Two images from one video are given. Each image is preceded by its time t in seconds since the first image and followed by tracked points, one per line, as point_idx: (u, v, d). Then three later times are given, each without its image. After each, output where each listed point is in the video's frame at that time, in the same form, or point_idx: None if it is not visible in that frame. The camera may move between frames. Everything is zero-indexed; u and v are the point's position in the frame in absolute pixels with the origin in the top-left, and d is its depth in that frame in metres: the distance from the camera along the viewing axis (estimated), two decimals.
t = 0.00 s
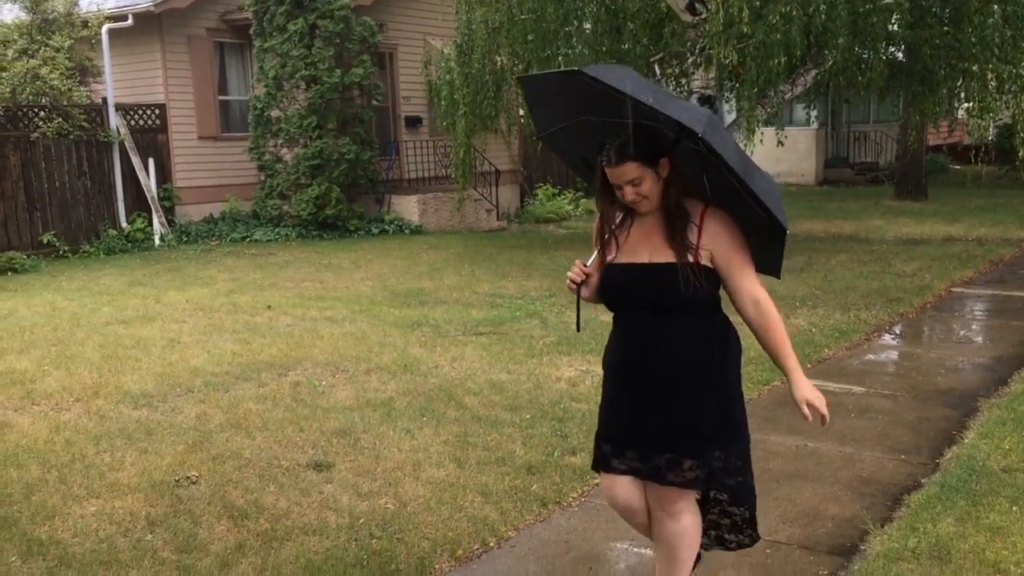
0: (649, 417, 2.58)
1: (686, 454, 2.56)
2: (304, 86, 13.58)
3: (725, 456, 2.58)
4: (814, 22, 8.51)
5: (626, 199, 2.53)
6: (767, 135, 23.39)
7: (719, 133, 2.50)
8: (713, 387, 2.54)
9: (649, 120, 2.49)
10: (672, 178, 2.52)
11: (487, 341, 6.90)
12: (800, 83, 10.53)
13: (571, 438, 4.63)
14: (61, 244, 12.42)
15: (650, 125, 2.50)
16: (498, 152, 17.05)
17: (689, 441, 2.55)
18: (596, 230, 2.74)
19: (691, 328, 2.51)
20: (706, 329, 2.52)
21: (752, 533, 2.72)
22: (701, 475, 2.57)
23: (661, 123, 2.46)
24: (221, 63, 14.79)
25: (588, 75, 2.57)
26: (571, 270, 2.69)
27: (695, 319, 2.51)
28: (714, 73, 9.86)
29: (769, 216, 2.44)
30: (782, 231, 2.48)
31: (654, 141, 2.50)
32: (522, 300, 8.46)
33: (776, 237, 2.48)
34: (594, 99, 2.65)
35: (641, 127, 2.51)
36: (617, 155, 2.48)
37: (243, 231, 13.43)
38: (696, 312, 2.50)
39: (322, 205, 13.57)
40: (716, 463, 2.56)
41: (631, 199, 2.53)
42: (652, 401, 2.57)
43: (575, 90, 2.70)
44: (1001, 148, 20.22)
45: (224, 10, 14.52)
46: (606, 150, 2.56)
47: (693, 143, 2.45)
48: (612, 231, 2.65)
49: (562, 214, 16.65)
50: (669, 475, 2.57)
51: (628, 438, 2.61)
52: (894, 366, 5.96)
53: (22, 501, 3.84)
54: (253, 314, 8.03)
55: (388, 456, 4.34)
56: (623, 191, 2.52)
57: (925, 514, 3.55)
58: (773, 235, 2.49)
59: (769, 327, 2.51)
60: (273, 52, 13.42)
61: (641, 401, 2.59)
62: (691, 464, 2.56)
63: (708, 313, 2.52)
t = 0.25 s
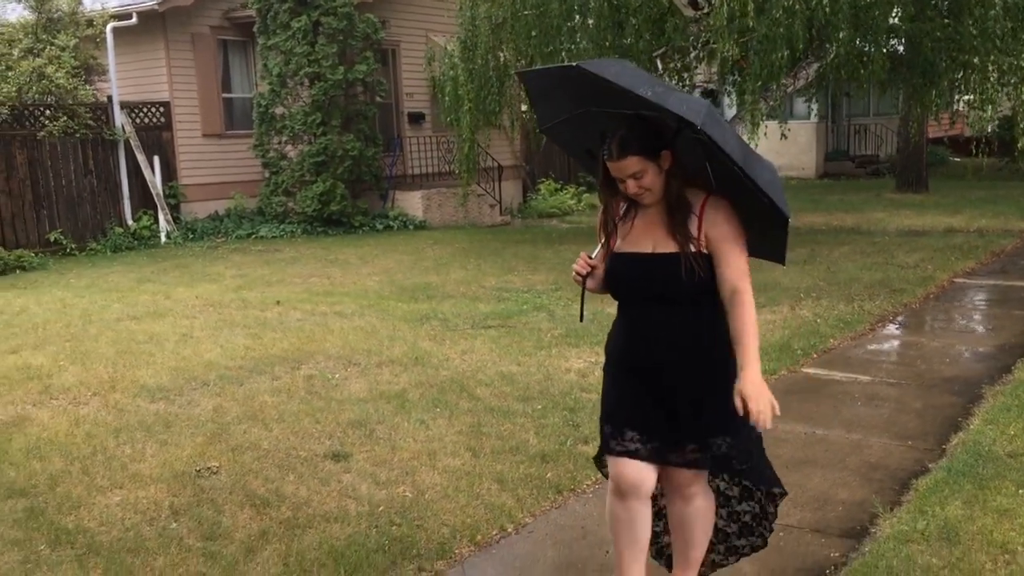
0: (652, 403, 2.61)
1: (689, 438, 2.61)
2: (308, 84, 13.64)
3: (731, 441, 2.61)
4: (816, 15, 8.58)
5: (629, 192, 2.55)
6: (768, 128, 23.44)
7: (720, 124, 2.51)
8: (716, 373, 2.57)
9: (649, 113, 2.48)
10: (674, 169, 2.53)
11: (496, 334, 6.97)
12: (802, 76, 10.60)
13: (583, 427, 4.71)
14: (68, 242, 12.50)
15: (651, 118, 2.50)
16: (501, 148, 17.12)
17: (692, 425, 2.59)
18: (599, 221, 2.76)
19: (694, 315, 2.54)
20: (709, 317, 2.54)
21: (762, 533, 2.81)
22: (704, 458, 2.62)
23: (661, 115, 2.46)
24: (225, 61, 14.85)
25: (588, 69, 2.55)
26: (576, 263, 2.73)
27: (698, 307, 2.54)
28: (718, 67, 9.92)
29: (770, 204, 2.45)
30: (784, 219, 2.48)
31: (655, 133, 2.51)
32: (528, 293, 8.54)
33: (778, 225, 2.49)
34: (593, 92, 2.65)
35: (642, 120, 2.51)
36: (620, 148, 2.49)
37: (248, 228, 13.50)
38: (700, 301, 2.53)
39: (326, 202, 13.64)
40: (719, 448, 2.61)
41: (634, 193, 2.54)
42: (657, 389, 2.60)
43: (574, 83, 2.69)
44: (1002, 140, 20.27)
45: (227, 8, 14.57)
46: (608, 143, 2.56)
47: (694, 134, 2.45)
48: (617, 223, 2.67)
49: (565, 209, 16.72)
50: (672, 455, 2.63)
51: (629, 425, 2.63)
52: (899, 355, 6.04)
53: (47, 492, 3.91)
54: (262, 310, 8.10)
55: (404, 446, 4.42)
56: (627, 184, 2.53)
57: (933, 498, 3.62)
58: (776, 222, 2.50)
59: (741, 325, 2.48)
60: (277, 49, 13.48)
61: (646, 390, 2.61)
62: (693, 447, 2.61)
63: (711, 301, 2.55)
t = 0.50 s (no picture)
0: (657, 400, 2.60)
1: (695, 435, 2.59)
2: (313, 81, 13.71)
3: (738, 436, 2.61)
4: (820, 11, 8.63)
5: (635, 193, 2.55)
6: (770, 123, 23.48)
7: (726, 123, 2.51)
8: (721, 368, 2.58)
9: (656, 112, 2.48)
10: (680, 169, 2.54)
11: (505, 328, 7.04)
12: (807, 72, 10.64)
13: (596, 419, 4.77)
14: (76, 239, 12.56)
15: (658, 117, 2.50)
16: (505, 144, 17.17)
17: (698, 422, 2.58)
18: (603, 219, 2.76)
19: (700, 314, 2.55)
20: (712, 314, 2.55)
21: (769, 524, 2.86)
22: (712, 455, 2.60)
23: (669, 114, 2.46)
24: (230, 59, 14.90)
25: (597, 68, 2.56)
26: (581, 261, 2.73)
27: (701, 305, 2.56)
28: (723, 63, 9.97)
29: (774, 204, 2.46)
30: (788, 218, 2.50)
31: (662, 134, 2.51)
32: (536, 289, 8.60)
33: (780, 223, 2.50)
34: (602, 89, 2.65)
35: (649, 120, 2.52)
36: (628, 150, 2.49)
37: (254, 225, 13.57)
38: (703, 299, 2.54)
39: (332, 198, 13.69)
40: (725, 444, 2.60)
41: (641, 193, 2.54)
42: (661, 387, 2.59)
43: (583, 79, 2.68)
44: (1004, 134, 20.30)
45: (232, 6, 14.63)
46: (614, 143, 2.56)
47: (700, 135, 2.45)
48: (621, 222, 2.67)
49: (569, 205, 16.78)
50: (681, 452, 2.60)
51: (638, 423, 2.60)
52: (906, 348, 6.10)
53: (71, 484, 3.99)
54: (272, 306, 8.17)
55: (420, 438, 4.48)
56: (634, 185, 2.52)
57: (942, 485, 3.69)
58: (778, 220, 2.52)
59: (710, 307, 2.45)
60: (282, 47, 13.54)
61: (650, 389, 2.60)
62: (702, 444, 2.59)
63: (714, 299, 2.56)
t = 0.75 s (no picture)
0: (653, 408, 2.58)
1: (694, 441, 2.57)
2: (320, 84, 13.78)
3: (738, 443, 2.57)
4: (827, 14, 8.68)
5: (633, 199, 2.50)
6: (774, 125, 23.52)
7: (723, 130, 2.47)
8: (719, 376, 2.55)
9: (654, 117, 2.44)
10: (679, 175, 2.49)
11: (515, 328, 7.09)
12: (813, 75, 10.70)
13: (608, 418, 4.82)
14: (85, 241, 12.64)
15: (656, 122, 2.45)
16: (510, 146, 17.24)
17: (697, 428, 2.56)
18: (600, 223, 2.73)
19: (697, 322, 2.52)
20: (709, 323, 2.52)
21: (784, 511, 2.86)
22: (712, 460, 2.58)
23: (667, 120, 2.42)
24: (237, 62, 14.98)
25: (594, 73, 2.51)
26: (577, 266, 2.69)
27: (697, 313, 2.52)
28: (730, 64, 10.01)
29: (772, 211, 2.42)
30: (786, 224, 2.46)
31: (660, 139, 2.46)
32: (544, 289, 8.66)
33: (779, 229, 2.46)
34: (599, 93, 2.61)
35: (646, 126, 2.47)
36: (627, 155, 2.43)
37: (262, 227, 13.64)
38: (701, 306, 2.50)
39: (339, 200, 13.76)
40: (725, 450, 2.56)
41: (639, 199, 2.50)
42: (659, 394, 2.57)
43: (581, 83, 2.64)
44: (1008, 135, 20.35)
45: (239, 9, 14.71)
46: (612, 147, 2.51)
47: (698, 141, 2.41)
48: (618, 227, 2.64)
49: (574, 206, 16.84)
50: (681, 458, 2.58)
51: (636, 434, 2.59)
52: (913, 348, 6.15)
53: (94, 482, 4.05)
54: (283, 306, 8.22)
55: (436, 436, 4.54)
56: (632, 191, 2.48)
57: (953, 482, 3.75)
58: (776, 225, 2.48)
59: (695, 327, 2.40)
60: (289, 50, 13.61)
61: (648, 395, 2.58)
62: (701, 449, 2.57)
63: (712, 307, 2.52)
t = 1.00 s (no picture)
0: (645, 409, 2.58)
1: (686, 446, 2.55)
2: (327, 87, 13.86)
3: (730, 448, 2.55)
4: (836, 19, 8.73)
5: (624, 195, 2.50)
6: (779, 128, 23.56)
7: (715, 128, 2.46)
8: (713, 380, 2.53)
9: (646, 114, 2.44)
10: (671, 173, 2.48)
11: (525, 330, 7.14)
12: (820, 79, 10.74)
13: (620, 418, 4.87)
14: (94, 244, 12.68)
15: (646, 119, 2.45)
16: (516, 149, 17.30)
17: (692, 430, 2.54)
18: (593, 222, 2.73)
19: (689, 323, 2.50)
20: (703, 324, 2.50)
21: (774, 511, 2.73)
22: (705, 466, 2.55)
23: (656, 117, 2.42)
24: (244, 66, 15.07)
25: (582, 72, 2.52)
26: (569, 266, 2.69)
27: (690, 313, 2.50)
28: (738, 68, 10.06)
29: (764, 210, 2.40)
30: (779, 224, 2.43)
31: (651, 136, 2.46)
32: (552, 292, 8.71)
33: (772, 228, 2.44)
34: (590, 91, 2.61)
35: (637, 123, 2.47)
36: (617, 151, 2.44)
37: (269, 229, 13.70)
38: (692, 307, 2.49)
39: (346, 203, 13.83)
40: (719, 456, 2.54)
41: (630, 195, 2.49)
42: (651, 396, 2.56)
43: (572, 83, 2.66)
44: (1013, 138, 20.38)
45: (247, 13, 14.79)
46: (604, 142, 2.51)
47: (688, 139, 2.40)
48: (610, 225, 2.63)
49: (579, 209, 16.88)
50: (673, 464, 2.57)
51: (627, 436, 2.60)
52: (922, 349, 6.18)
53: (114, 480, 4.10)
54: (293, 309, 8.28)
55: (451, 436, 4.60)
56: (622, 187, 2.48)
57: (963, 481, 3.79)
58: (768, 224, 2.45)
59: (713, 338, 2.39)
60: (297, 53, 13.69)
61: (640, 397, 2.58)
62: (694, 455, 2.55)
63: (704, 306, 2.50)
